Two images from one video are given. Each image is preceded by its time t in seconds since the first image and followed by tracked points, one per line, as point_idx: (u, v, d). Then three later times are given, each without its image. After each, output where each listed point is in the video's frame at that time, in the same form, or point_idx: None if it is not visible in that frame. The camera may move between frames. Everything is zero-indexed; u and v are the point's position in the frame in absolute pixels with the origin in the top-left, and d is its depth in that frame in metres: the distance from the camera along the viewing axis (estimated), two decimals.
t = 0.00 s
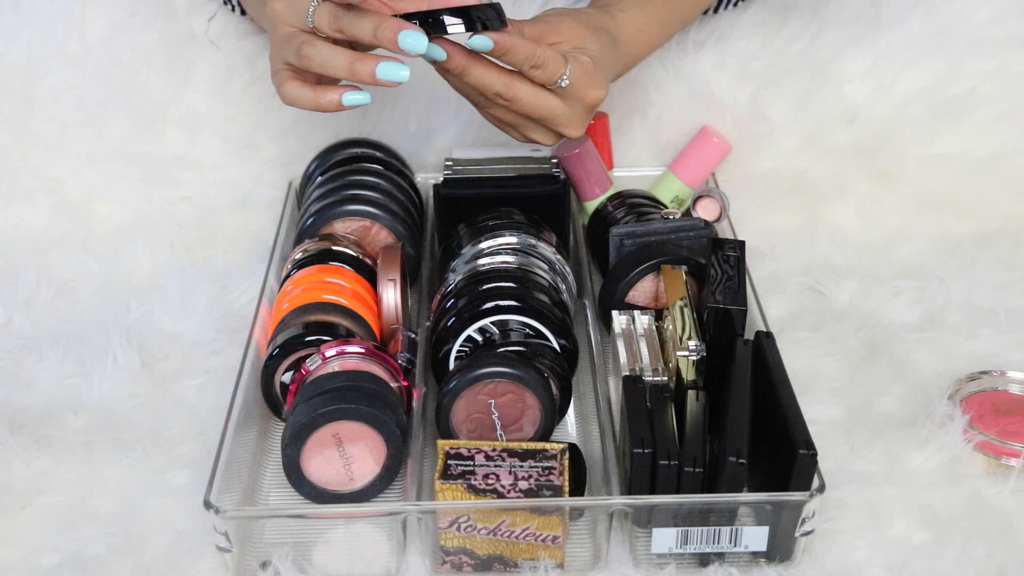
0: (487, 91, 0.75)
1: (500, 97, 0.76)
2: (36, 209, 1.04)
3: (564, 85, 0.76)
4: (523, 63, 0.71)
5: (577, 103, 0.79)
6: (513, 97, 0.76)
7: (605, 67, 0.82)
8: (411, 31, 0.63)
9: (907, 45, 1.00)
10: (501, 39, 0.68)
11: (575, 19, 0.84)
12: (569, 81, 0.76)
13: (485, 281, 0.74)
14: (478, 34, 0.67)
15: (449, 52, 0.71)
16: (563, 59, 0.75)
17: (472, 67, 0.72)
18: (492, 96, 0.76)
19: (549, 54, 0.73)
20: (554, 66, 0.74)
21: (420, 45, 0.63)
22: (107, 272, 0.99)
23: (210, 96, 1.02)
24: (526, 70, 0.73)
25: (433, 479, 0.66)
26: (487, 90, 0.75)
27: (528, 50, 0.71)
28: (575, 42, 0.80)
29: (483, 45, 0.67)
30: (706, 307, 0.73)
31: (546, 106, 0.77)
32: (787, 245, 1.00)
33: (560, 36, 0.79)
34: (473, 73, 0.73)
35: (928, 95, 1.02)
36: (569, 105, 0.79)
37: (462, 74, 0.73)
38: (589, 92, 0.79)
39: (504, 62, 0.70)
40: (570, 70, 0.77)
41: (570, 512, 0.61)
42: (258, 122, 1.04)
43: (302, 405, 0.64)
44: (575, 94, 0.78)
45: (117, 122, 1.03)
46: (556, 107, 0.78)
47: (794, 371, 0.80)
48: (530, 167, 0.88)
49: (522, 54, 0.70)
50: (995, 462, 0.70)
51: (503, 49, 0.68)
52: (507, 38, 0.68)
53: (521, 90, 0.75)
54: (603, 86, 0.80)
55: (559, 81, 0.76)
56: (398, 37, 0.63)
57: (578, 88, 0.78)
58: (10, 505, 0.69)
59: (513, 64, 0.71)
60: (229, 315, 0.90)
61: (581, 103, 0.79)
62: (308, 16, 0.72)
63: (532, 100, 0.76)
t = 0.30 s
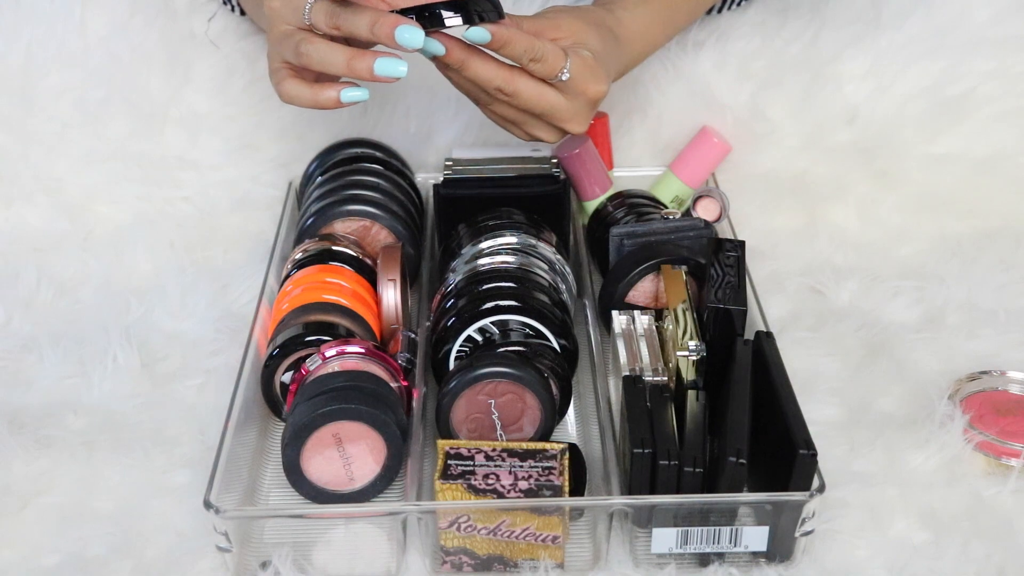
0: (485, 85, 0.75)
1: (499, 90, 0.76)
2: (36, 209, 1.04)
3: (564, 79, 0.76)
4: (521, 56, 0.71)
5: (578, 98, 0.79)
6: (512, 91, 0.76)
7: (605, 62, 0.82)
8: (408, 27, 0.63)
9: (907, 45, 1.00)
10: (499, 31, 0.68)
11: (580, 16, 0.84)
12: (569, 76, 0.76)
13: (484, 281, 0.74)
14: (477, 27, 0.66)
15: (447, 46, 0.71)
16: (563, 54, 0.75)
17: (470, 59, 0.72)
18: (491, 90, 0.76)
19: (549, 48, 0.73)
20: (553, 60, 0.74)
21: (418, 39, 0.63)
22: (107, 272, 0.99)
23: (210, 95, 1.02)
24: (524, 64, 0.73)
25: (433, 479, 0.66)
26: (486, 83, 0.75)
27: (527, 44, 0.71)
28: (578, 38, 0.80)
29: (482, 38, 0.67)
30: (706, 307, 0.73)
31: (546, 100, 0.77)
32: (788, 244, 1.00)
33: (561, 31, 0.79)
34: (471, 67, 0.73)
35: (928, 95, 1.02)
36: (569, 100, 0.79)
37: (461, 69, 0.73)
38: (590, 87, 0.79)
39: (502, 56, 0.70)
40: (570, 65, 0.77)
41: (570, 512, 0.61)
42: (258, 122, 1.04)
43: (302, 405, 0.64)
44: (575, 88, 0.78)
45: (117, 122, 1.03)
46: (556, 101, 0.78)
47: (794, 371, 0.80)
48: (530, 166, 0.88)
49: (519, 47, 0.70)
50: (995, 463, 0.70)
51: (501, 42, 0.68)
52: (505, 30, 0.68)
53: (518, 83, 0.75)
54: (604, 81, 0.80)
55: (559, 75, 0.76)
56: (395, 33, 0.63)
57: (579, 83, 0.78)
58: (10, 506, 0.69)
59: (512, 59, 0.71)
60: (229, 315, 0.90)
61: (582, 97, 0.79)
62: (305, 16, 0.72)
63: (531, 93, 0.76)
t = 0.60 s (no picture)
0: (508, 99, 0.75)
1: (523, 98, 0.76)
2: (35, 209, 1.04)
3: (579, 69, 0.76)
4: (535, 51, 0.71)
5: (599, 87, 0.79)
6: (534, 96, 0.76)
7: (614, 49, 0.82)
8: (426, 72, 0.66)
9: (908, 45, 1.00)
10: (506, 33, 0.68)
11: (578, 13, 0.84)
12: (584, 63, 0.76)
13: (485, 281, 0.74)
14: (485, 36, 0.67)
15: (461, 68, 0.72)
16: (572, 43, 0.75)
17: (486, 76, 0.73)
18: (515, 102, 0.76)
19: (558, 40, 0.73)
20: (565, 51, 0.74)
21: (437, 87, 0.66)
22: (107, 271, 0.99)
23: (210, 96, 1.02)
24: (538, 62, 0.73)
25: (433, 479, 0.66)
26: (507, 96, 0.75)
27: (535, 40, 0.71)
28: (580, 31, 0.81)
29: (488, 43, 0.67)
30: (706, 307, 0.73)
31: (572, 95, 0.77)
32: (788, 244, 1.00)
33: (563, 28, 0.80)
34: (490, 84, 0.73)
35: (928, 95, 1.02)
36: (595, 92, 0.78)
37: (480, 87, 0.73)
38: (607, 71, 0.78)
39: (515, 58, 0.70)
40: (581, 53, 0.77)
41: (569, 512, 0.61)
42: (258, 122, 1.04)
43: (302, 405, 0.64)
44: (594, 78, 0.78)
45: (117, 122, 1.03)
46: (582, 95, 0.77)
47: (794, 371, 0.80)
48: (530, 167, 0.89)
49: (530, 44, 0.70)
50: (995, 463, 0.70)
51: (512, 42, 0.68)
52: (511, 32, 0.68)
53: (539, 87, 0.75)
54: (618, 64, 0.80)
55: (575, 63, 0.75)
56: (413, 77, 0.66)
57: (596, 70, 0.77)
58: (10, 506, 0.69)
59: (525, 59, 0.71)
60: (229, 315, 0.90)
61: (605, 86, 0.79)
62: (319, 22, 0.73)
63: (555, 92, 0.76)
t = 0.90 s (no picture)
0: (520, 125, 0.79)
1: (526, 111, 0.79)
2: (35, 209, 1.04)
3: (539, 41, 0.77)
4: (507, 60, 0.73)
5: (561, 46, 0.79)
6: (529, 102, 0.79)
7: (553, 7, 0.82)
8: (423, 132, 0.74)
9: (908, 45, 1.00)
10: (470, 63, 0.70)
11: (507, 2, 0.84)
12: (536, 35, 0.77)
13: (485, 281, 0.74)
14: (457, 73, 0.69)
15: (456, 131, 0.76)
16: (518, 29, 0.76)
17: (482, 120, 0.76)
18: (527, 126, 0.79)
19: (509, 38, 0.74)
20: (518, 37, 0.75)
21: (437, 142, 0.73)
22: (107, 271, 0.98)
23: (210, 96, 1.02)
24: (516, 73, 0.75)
25: (433, 479, 0.65)
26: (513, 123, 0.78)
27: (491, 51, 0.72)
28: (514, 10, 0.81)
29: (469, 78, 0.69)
30: (707, 307, 0.73)
31: (552, 67, 0.78)
32: (788, 244, 1.00)
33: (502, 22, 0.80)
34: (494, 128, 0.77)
35: (928, 95, 1.02)
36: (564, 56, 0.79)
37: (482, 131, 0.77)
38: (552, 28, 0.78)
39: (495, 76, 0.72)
40: (527, 27, 0.77)
41: (570, 512, 0.61)
42: (259, 122, 1.04)
43: (301, 405, 0.64)
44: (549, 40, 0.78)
45: (117, 122, 1.03)
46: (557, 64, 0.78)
47: (794, 371, 0.80)
48: (530, 167, 0.89)
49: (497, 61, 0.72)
50: (995, 463, 0.70)
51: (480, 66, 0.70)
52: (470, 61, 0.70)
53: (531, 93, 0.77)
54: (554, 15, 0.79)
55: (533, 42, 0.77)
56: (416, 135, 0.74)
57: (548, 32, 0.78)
58: (10, 506, 0.69)
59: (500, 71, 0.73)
60: (229, 315, 0.90)
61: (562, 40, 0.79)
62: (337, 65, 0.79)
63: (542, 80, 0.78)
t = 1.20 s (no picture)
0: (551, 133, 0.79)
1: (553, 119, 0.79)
2: (35, 209, 1.04)
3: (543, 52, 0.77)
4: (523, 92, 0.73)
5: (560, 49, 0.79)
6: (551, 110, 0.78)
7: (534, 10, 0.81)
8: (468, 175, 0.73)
9: (907, 45, 1.00)
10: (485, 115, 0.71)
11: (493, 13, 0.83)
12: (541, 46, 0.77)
13: (485, 281, 0.74)
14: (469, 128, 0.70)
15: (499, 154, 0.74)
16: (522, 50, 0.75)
17: (512, 138, 0.74)
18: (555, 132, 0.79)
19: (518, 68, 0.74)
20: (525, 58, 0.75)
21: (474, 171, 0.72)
22: (107, 272, 0.98)
23: (210, 96, 1.02)
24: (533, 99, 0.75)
25: (433, 479, 0.65)
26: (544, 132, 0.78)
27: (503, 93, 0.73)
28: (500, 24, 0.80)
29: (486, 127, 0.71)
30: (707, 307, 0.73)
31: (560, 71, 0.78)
32: (788, 244, 1.00)
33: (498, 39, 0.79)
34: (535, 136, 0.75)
35: (928, 95, 1.02)
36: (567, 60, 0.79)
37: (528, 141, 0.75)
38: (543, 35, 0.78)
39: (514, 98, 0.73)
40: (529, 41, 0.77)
41: (570, 512, 0.61)
42: (259, 122, 1.04)
43: (301, 405, 0.64)
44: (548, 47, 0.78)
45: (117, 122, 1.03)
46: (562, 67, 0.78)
47: (794, 371, 0.80)
48: (530, 167, 0.89)
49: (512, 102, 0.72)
50: (995, 463, 0.70)
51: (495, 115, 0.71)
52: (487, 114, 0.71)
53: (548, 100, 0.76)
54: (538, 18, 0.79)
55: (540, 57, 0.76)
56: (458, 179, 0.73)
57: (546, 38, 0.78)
58: (10, 506, 0.69)
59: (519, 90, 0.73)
60: (229, 315, 0.90)
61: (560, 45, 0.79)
62: (370, 105, 0.76)
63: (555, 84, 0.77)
